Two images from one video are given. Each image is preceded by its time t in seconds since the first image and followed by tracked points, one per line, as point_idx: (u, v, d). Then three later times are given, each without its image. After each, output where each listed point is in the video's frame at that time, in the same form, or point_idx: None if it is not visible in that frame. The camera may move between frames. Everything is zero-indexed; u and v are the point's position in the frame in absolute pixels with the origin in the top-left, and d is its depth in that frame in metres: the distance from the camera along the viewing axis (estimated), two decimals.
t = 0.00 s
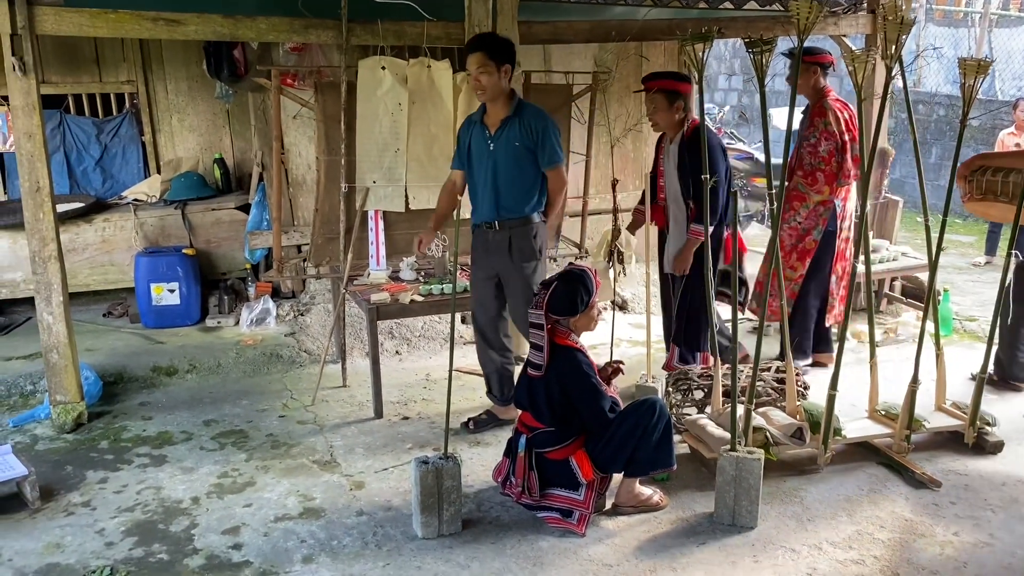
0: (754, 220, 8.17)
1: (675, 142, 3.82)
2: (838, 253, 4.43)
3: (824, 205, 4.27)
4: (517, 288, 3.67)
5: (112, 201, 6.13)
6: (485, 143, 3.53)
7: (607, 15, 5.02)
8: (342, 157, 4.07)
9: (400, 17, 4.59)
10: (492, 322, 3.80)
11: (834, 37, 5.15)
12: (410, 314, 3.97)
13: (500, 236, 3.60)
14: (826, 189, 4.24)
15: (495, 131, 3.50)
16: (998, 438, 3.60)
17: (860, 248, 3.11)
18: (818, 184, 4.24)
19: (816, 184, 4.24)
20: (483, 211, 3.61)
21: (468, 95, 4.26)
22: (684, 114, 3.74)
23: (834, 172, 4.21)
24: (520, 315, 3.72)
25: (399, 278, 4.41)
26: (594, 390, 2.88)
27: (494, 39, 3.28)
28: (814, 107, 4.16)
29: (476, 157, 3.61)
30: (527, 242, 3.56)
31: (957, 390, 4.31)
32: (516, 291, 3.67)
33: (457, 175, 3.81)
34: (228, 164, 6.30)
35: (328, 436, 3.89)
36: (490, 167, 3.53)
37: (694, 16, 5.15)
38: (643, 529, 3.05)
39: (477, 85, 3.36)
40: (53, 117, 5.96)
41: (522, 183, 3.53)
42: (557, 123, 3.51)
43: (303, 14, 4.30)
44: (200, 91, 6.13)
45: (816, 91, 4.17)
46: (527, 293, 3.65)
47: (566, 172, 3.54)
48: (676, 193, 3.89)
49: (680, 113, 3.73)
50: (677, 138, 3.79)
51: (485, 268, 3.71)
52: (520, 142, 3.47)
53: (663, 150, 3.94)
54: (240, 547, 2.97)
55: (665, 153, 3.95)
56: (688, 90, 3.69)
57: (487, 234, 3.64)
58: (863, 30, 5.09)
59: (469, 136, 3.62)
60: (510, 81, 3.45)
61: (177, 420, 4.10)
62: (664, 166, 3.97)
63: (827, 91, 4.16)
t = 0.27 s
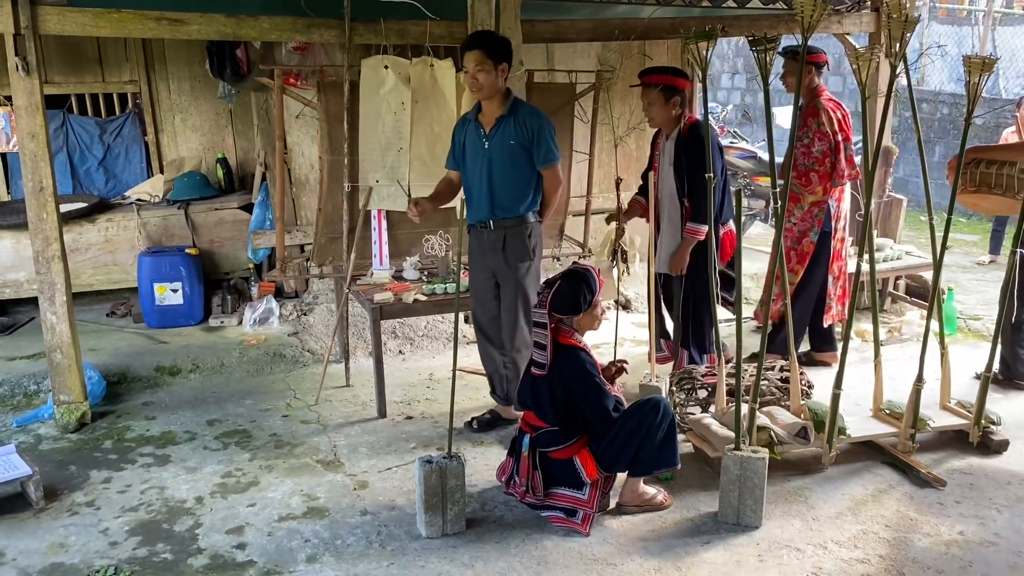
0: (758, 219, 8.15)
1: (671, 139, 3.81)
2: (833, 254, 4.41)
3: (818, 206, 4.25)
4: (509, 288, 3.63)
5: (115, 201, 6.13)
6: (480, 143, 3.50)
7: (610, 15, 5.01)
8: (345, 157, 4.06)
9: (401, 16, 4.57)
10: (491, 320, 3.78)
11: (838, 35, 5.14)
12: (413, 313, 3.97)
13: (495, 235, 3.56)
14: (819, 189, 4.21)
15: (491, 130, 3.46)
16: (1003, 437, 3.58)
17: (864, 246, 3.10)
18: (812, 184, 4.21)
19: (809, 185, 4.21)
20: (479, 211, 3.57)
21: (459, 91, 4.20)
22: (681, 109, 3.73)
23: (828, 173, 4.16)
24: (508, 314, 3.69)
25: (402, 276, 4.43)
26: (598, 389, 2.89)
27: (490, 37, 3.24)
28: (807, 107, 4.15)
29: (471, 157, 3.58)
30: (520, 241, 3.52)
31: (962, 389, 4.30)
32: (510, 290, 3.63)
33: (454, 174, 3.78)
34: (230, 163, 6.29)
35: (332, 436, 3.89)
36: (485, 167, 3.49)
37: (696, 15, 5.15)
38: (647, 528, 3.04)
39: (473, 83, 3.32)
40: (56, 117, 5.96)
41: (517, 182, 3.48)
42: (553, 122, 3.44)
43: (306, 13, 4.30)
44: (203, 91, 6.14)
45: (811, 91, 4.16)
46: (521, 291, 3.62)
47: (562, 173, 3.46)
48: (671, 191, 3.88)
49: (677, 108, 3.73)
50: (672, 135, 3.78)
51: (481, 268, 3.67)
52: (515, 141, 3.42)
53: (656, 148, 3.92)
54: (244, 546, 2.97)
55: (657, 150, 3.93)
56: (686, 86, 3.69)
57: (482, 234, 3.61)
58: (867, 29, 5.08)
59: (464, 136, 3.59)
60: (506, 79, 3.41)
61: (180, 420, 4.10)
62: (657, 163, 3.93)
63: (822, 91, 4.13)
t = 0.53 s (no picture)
0: (761, 220, 8.14)
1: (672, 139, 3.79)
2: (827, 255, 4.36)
3: (808, 207, 4.18)
4: (507, 289, 3.61)
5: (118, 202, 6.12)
6: (479, 142, 3.48)
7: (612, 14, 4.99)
8: (347, 157, 4.06)
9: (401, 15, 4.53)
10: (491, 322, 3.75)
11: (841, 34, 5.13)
12: (416, 314, 3.95)
13: (493, 236, 3.54)
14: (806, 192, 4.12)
15: (489, 131, 3.44)
16: (1009, 437, 3.57)
17: (869, 245, 3.09)
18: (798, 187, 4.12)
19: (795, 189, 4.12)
20: (476, 212, 3.55)
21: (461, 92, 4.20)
22: (680, 110, 3.72)
23: (812, 174, 4.09)
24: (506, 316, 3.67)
25: (405, 277, 4.45)
26: (602, 389, 2.88)
27: (491, 37, 3.24)
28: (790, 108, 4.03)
29: (469, 157, 3.56)
30: (519, 242, 3.51)
31: (967, 388, 4.29)
32: (509, 292, 3.61)
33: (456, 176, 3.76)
34: (233, 165, 6.29)
35: (335, 437, 3.88)
36: (483, 167, 3.48)
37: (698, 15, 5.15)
38: (652, 529, 3.03)
39: (472, 83, 3.30)
40: (59, 119, 5.96)
41: (515, 182, 3.48)
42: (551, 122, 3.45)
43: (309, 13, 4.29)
44: (205, 91, 6.14)
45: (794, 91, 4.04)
46: (519, 292, 3.61)
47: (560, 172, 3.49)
48: (671, 192, 3.87)
49: (676, 109, 3.72)
50: (672, 135, 3.77)
51: (480, 270, 3.65)
52: (514, 141, 3.42)
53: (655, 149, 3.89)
54: (247, 547, 2.96)
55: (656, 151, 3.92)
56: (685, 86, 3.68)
57: (481, 235, 3.57)
58: (870, 28, 5.07)
59: (463, 136, 3.57)
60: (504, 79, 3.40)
61: (183, 421, 4.10)
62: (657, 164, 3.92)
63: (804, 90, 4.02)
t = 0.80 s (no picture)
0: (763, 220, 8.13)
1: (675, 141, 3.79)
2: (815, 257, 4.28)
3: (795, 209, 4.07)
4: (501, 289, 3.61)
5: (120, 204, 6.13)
6: (476, 144, 3.51)
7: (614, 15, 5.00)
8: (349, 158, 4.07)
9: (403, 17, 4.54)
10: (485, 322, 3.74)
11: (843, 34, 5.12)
12: (418, 315, 3.95)
13: (488, 237, 3.55)
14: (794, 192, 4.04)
15: (486, 133, 3.46)
16: (1012, 437, 3.56)
17: (871, 246, 3.08)
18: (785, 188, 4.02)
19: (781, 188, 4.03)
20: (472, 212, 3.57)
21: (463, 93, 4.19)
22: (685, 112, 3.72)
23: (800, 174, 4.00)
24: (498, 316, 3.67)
25: (407, 279, 4.35)
26: (604, 390, 2.87)
27: (490, 40, 3.27)
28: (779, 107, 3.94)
29: (467, 158, 3.58)
30: (512, 242, 3.52)
31: (969, 389, 4.28)
32: (501, 292, 3.61)
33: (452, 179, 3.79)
34: (235, 167, 6.30)
35: (337, 438, 3.88)
36: (479, 168, 3.50)
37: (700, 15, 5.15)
38: (655, 530, 3.03)
39: (470, 85, 3.33)
40: (61, 121, 5.96)
41: (511, 184, 3.50)
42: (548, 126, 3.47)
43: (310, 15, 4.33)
44: (207, 93, 6.15)
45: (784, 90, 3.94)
46: (513, 293, 3.61)
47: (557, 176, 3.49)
48: (671, 194, 3.86)
49: (680, 111, 3.71)
50: (675, 137, 3.77)
51: (474, 270, 3.66)
52: (511, 143, 3.44)
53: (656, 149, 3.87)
54: (251, 549, 2.96)
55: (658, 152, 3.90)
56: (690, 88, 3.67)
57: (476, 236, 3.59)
58: (872, 28, 5.07)
59: (461, 138, 3.60)
60: (503, 82, 3.42)
61: (186, 423, 4.10)
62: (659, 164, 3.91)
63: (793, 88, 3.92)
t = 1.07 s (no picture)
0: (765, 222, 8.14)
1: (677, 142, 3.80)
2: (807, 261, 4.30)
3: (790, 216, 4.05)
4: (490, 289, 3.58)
5: (124, 208, 6.14)
6: (472, 145, 3.52)
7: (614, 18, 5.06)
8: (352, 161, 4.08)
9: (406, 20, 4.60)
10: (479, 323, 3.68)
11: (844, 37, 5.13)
12: (421, 317, 3.96)
13: (482, 235, 3.55)
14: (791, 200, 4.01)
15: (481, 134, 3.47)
16: (1014, 439, 3.57)
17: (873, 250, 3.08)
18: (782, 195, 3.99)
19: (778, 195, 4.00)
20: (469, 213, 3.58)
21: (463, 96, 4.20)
22: (688, 113, 3.74)
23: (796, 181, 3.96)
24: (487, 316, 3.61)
25: (409, 281, 4.37)
26: (605, 392, 2.88)
27: (485, 42, 3.28)
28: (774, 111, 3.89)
29: (463, 160, 3.59)
30: (503, 240, 3.51)
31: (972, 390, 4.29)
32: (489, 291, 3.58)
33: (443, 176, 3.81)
34: (238, 171, 6.34)
35: (340, 441, 3.89)
36: (475, 169, 3.51)
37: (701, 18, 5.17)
38: (657, 532, 3.04)
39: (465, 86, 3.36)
40: (64, 124, 5.97)
41: (506, 185, 3.49)
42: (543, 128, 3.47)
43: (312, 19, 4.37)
44: (210, 97, 6.17)
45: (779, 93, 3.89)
46: (501, 293, 3.57)
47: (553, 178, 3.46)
48: (671, 195, 3.86)
49: (684, 112, 3.74)
50: (677, 138, 3.78)
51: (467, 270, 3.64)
52: (505, 144, 3.45)
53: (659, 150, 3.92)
54: (254, 552, 2.97)
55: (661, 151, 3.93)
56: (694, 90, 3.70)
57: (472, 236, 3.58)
58: (873, 30, 5.07)
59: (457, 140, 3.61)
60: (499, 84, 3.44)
61: (189, 426, 4.11)
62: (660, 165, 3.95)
63: (788, 93, 3.87)
